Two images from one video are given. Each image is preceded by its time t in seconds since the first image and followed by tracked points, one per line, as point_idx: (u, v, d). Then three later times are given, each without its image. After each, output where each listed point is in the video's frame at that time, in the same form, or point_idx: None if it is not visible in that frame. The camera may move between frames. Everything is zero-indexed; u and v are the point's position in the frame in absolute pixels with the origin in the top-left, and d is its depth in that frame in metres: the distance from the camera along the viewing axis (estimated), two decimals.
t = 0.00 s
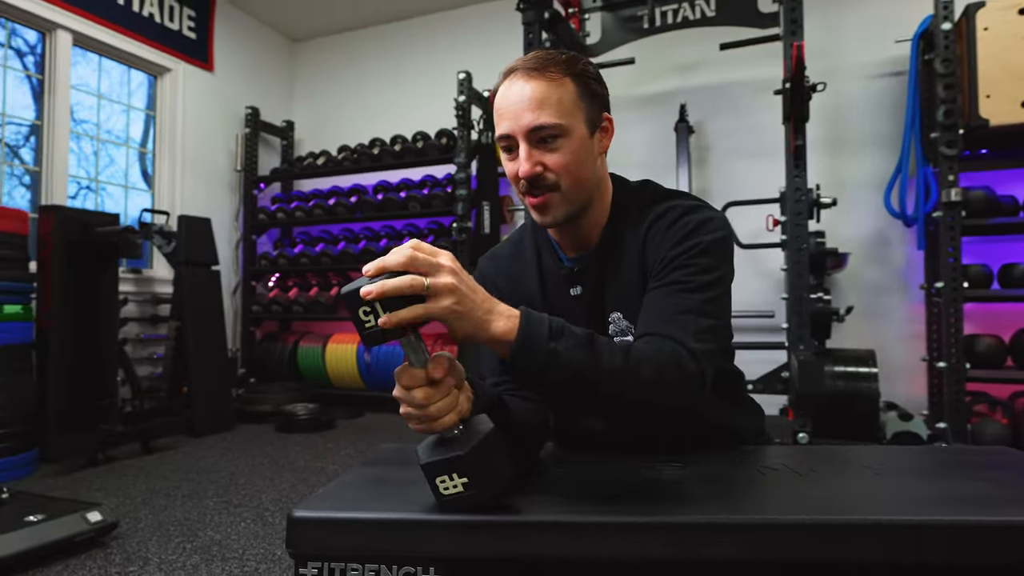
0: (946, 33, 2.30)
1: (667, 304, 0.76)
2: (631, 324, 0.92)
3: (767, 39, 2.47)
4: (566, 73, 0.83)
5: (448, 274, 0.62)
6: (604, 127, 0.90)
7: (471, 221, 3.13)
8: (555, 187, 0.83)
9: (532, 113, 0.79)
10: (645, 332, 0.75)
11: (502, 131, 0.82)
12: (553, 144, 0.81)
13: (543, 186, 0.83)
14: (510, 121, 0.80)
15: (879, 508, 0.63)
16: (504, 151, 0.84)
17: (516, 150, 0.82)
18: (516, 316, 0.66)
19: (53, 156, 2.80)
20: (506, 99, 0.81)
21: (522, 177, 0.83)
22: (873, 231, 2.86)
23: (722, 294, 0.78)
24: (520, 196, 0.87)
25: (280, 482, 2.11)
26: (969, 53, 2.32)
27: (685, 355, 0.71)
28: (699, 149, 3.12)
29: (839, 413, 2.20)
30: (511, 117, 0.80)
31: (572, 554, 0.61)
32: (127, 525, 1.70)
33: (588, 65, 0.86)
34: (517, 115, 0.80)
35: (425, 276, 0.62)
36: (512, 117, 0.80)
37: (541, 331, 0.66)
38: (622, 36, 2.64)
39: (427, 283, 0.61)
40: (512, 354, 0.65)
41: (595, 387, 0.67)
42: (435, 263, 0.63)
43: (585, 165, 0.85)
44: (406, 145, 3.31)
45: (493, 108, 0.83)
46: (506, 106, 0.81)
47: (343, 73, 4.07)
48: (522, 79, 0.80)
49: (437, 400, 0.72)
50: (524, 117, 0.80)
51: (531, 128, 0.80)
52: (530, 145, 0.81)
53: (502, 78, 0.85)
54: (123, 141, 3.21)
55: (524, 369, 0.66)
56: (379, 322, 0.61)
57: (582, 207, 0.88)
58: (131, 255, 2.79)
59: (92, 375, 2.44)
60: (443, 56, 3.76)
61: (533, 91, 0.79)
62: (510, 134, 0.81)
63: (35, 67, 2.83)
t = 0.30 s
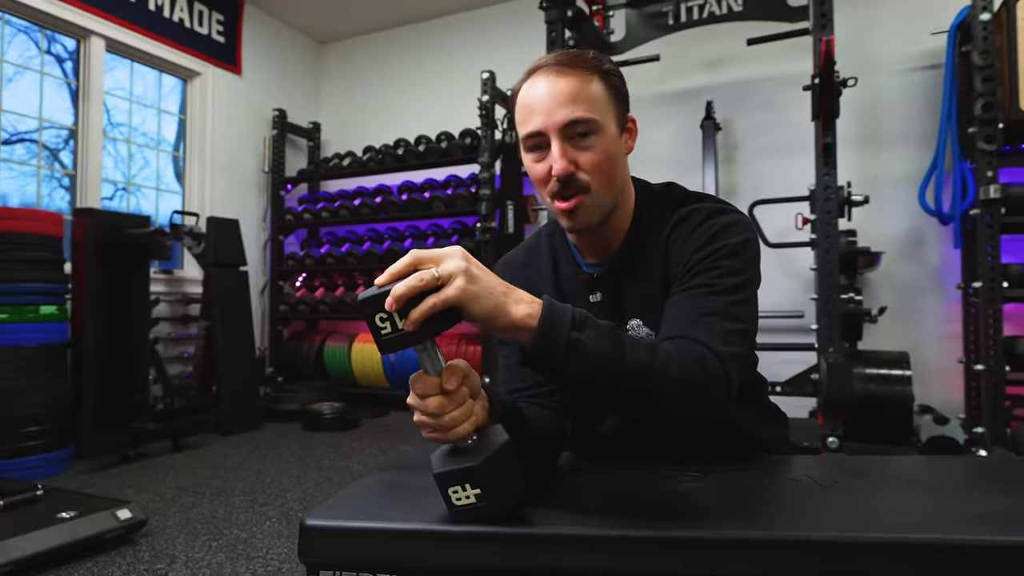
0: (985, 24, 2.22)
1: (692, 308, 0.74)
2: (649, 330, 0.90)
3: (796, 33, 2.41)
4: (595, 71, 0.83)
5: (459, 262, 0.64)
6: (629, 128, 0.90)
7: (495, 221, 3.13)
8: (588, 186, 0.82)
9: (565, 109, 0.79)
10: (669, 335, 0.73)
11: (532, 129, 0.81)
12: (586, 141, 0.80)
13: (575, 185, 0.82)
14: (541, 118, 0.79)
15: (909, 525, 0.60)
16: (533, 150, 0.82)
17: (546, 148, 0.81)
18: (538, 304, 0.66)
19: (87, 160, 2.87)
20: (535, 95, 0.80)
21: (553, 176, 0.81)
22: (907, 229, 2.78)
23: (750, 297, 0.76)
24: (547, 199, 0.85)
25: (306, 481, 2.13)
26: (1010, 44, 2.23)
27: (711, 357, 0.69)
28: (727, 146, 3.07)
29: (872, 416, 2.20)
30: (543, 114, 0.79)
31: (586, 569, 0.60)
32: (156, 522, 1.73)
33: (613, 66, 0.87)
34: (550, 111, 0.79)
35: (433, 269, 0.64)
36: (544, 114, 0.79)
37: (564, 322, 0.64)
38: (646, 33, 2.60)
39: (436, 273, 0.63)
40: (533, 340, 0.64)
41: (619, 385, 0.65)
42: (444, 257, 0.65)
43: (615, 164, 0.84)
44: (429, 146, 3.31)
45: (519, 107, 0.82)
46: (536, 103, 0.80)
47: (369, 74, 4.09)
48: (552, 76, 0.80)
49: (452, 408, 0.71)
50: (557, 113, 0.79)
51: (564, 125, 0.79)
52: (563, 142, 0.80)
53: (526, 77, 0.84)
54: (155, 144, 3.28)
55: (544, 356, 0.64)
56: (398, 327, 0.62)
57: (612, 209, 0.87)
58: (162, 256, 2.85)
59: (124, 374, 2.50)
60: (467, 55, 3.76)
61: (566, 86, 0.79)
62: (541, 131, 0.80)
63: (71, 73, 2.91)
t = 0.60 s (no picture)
0: (1008, 17, 2.17)
1: (704, 320, 0.72)
2: (662, 339, 0.90)
3: (813, 28, 2.36)
4: (612, 67, 0.82)
5: (477, 281, 0.62)
6: (643, 129, 0.88)
7: (507, 220, 3.11)
8: (605, 185, 0.81)
9: (583, 106, 0.77)
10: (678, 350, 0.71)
11: (548, 126, 0.79)
12: (604, 138, 0.79)
13: (592, 184, 0.80)
14: (558, 114, 0.78)
15: (923, 542, 0.58)
16: (547, 148, 0.81)
17: (562, 146, 0.80)
18: (542, 334, 0.65)
19: (103, 161, 2.89)
20: (551, 91, 0.79)
21: (569, 175, 0.80)
22: (926, 227, 2.72)
23: (765, 307, 0.74)
24: (560, 200, 0.84)
25: (317, 481, 2.14)
26: None
27: (724, 374, 0.66)
28: (741, 144, 3.02)
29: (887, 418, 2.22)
30: (560, 109, 0.78)
31: None
32: (167, 522, 1.74)
33: (628, 63, 0.86)
34: (567, 107, 0.78)
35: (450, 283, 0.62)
36: (561, 110, 0.78)
37: (568, 350, 0.64)
38: (659, 30, 2.57)
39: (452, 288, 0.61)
40: (536, 373, 0.64)
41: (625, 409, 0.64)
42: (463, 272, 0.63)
43: (631, 164, 0.83)
44: (441, 145, 3.30)
45: (533, 103, 0.80)
46: (553, 98, 0.78)
47: (381, 74, 4.09)
48: (569, 71, 0.79)
49: (457, 419, 0.70)
50: (575, 110, 0.77)
51: (581, 121, 0.78)
52: (580, 140, 0.79)
53: (539, 73, 0.83)
54: (171, 144, 3.31)
55: (549, 389, 0.64)
56: (403, 335, 0.61)
57: (627, 210, 0.85)
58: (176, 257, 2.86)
59: (138, 374, 2.52)
60: (479, 54, 3.74)
61: (584, 82, 0.78)
62: (557, 128, 0.79)
63: (90, 75, 2.95)
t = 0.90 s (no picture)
0: (1014, 14, 2.14)
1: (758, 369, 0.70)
2: (682, 352, 0.83)
3: (818, 25, 2.34)
4: (618, 71, 0.79)
5: (574, 441, 0.56)
6: (651, 131, 0.86)
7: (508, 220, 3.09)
8: (608, 194, 0.78)
9: (585, 113, 0.76)
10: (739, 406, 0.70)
11: (550, 132, 0.77)
12: (608, 146, 0.76)
13: (595, 193, 0.77)
14: (560, 121, 0.76)
15: (935, 556, 0.56)
16: (549, 155, 0.79)
17: (565, 153, 0.77)
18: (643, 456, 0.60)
19: (103, 160, 2.88)
20: (554, 97, 0.77)
21: (572, 183, 0.77)
22: (931, 227, 2.69)
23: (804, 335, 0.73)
24: (564, 209, 0.81)
25: (316, 482, 2.12)
26: None
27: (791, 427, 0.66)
28: (744, 142, 3.00)
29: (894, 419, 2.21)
30: (563, 116, 0.76)
31: None
32: (165, 524, 1.73)
33: (636, 67, 0.83)
34: (569, 113, 0.76)
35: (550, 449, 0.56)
36: (563, 116, 0.76)
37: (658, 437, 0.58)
38: (661, 27, 2.54)
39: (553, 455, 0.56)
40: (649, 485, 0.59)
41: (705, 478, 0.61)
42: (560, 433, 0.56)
43: (637, 172, 0.80)
44: (442, 144, 3.29)
45: (536, 108, 0.79)
46: (555, 104, 0.76)
47: (382, 73, 4.08)
48: (572, 77, 0.77)
49: (455, 427, 0.68)
50: (577, 117, 0.75)
51: (584, 128, 0.76)
52: (583, 147, 0.77)
53: (542, 76, 0.81)
54: (172, 143, 3.29)
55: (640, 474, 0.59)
56: (403, 339, 0.60)
57: (633, 220, 0.82)
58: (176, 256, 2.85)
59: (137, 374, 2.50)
60: (480, 53, 3.72)
61: (587, 88, 0.76)
62: (559, 135, 0.77)
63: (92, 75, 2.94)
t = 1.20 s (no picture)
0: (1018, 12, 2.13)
1: (774, 386, 0.73)
2: (701, 362, 0.81)
3: (820, 23, 2.32)
4: (638, 79, 0.76)
5: (592, 517, 0.57)
6: (676, 142, 0.81)
7: (508, 218, 3.08)
8: (609, 209, 0.76)
9: (592, 123, 0.73)
10: (753, 424, 0.72)
11: (557, 139, 0.76)
12: (613, 159, 0.74)
13: (594, 206, 0.76)
14: (566, 128, 0.74)
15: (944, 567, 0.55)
16: (557, 161, 0.77)
17: (569, 162, 0.76)
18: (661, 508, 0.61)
19: (100, 158, 2.86)
20: (565, 102, 0.75)
21: (572, 193, 0.76)
22: (933, 227, 2.68)
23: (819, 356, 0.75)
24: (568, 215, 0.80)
25: (314, 483, 2.11)
26: None
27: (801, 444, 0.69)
28: (745, 141, 2.98)
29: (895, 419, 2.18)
30: (569, 124, 0.74)
31: None
32: (161, 526, 1.71)
33: (664, 73, 0.79)
34: (575, 122, 0.74)
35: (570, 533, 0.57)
36: (569, 125, 0.74)
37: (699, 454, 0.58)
38: (662, 25, 2.53)
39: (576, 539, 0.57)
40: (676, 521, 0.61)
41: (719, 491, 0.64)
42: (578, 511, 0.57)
43: (646, 187, 0.77)
44: (441, 142, 3.27)
45: (550, 111, 0.77)
46: (564, 111, 0.75)
47: (382, 72, 4.06)
48: (586, 83, 0.74)
49: (442, 431, 0.66)
50: (582, 127, 0.73)
51: (589, 139, 0.74)
52: (587, 158, 0.74)
53: (561, 76, 0.79)
54: (170, 141, 3.28)
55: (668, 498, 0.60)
56: (385, 343, 0.58)
57: (639, 234, 0.80)
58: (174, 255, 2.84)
59: (134, 374, 2.49)
60: (480, 52, 3.71)
61: (597, 98, 0.73)
62: (565, 143, 0.75)
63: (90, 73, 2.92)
